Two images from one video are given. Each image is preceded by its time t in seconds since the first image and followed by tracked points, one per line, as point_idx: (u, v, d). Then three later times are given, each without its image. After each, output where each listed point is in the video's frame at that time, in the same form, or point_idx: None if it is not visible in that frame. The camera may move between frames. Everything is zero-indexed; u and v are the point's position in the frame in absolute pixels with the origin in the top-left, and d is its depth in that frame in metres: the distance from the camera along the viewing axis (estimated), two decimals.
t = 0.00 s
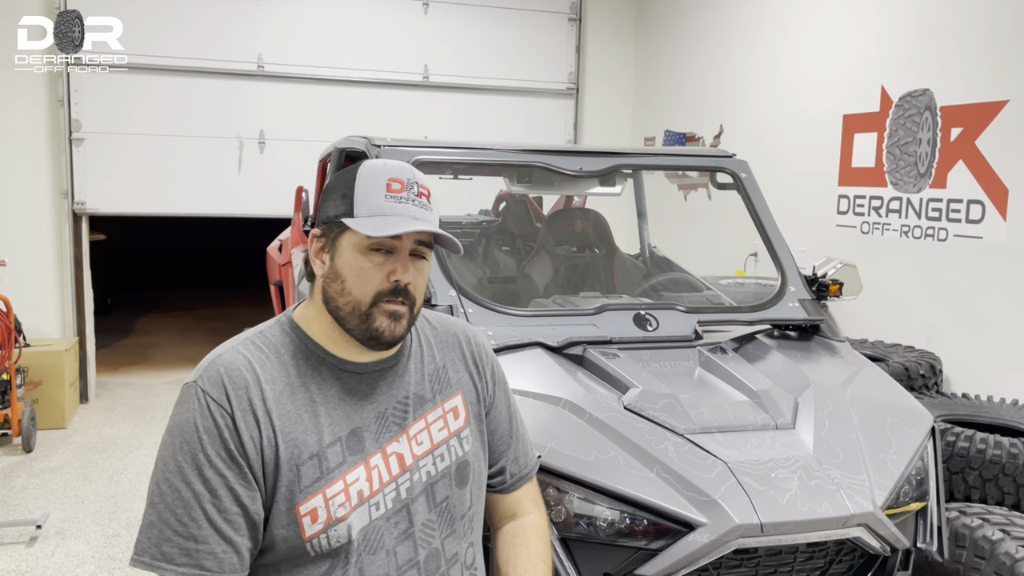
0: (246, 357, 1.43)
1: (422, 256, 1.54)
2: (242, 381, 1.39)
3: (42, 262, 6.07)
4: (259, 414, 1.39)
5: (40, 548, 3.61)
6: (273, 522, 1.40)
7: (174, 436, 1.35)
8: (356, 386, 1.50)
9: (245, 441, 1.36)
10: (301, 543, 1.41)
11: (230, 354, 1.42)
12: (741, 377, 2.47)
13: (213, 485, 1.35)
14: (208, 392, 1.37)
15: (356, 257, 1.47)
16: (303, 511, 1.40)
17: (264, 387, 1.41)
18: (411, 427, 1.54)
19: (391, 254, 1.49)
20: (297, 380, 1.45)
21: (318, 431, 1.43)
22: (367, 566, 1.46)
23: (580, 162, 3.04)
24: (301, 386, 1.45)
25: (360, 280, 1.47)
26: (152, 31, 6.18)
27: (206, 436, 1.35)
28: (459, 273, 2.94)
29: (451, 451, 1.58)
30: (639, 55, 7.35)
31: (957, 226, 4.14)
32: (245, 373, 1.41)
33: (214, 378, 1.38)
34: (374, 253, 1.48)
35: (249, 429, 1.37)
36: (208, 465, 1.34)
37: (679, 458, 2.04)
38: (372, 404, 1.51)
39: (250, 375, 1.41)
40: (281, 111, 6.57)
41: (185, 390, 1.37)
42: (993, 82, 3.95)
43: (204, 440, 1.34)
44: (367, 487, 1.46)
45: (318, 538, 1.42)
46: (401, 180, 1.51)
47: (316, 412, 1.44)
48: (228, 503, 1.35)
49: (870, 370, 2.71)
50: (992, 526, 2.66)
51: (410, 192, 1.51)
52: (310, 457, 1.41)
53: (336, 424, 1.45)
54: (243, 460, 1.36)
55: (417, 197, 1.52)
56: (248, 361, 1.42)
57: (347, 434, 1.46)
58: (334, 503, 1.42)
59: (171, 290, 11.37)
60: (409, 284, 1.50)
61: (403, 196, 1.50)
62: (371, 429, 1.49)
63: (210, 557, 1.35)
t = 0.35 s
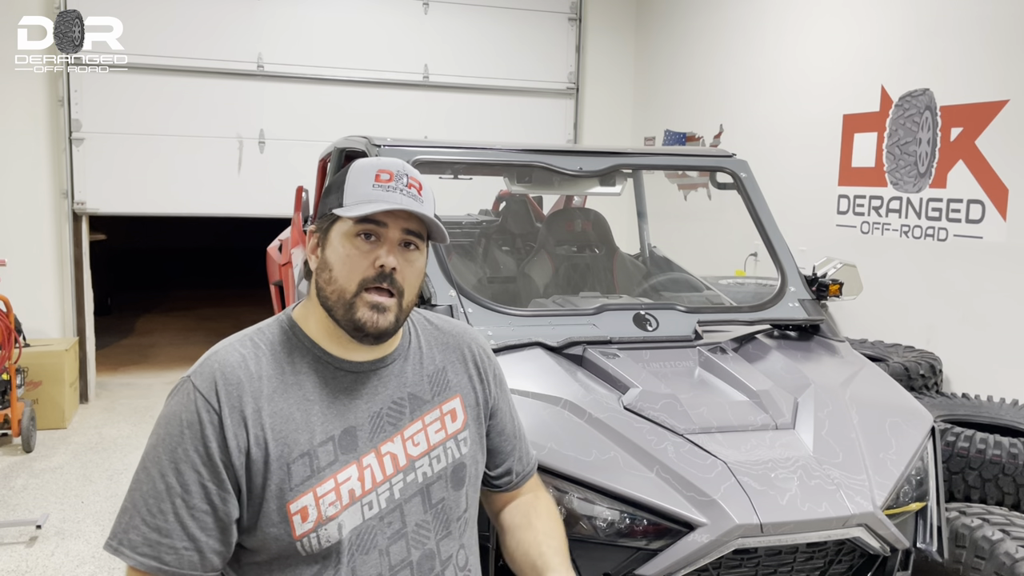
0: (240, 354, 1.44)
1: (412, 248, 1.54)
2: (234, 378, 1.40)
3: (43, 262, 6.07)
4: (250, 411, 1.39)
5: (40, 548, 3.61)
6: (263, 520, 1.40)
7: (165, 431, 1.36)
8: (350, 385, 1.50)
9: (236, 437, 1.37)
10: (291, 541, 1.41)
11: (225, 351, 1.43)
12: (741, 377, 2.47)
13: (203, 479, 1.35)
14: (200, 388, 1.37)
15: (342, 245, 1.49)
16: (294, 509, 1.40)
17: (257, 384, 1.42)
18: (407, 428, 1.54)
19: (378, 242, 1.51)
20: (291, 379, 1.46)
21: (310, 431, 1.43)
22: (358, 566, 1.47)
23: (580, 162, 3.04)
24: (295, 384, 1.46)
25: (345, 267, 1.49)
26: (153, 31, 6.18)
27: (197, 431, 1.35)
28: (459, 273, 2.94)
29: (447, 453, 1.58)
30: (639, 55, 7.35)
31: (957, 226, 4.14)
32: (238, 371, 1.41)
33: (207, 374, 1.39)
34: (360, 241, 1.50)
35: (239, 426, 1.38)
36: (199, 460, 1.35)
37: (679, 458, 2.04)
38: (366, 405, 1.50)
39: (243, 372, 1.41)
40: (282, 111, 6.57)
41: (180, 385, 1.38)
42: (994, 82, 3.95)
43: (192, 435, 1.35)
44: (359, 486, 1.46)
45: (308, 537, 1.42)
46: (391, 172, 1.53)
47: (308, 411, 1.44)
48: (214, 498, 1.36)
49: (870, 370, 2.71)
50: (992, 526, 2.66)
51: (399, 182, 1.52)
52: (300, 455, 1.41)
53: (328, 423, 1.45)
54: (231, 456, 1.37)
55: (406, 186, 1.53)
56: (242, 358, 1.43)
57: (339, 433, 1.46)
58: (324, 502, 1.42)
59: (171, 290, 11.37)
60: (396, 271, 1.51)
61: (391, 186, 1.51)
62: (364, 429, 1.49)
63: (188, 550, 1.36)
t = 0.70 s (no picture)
0: (239, 351, 1.44)
1: (417, 250, 1.55)
2: (233, 376, 1.40)
3: (43, 262, 6.07)
4: (249, 408, 1.40)
5: (40, 548, 3.61)
6: (263, 516, 1.41)
7: (165, 429, 1.36)
8: (348, 382, 1.50)
9: (236, 434, 1.38)
10: (290, 537, 1.42)
11: (224, 349, 1.43)
12: (741, 377, 2.47)
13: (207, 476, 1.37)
14: (199, 385, 1.38)
15: (349, 246, 1.49)
16: (293, 505, 1.41)
17: (256, 380, 1.42)
18: (405, 425, 1.54)
19: (385, 244, 1.51)
20: (289, 376, 1.46)
21: (308, 427, 1.44)
22: (357, 562, 1.47)
23: (580, 162, 3.04)
24: (294, 381, 1.46)
25: (352, 267, 1.48)
26: (153, 32, 6.18)
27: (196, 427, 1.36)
28: (459, 273, 2.94)
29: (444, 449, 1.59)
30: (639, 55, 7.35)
31: (957, 226, 4.14)
32: (237, 368, 1.41)
33: (206, 372, 1.39)
34: (367, 242, 1.49)
35: (239, 423, 1.38)
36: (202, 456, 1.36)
37: (679, 458, 2.04)
38: (365, 401, 1.51)
39: (242, 370, 1.42)
40: (282, 111, 6.57)
41: (179, 384, 1.39)
42: (994, 82, 3.95)
43: (191, 432, 1.36)
44: (357, 482, 1.47)
45: (307, 533, 1.43)
46: (400, 175, 1.54)
47: (307, 407, 1.45)
48: (214, 495, 1.37)
49: (870, 370, 2.71)
50: (992, 526, 2.66)
51: (408, 186, 1.53)
52: (299, 452, 1.42)
53: (327, 419, 1.46)
54: (230, 453, 1.37)
55: (415, 190, 1.54)
56: (241, 356, 1.43)
57: (338, 430, 1.46)
58: (323, 498, 1.43)
59: (171, 290, 11.37)
60: (402, 273, 1.51)
61: (401, 189, 1.52)
62: (363, 425, 1.49)
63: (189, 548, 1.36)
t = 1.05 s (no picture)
0: (236, 353, 1.45)
1: (415, 250, 1.56)
2: (233, 376, 1.42)
3: (43, 262, 6.08)
4: (249, 408, 1.41)
5: (40, 548, 3.61)
6: (263, 518, 1.43)
7: (166, 431, 1.37)
8: (346, 383, 1.51)
9: (235, 434, 1.39)
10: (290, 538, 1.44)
11: (222, 351, 1.44)
12: (741, 377, 2.47)
13: (205, 477, 1.36)
14: (198, 385, 1.39)
15: (351, 250, 1.49)
16: (293, 506, 1.43)
17: (254, 382, 1.43)
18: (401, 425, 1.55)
19: (386, 248, 1.51)
20: (287, 377, 1.47)
21: (307, 427, 1.45)
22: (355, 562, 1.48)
23: (580, 162, 3.04)
24: (291, 382, 1.47)
25: (355, 272, 1.49)
26: (153, 32, 6.18)
27: (196, 429, 1.36)
28: (459, 273, 2.94)
29: (441, 448, 1.59)
30: (639, 54, 7.35)
31: (957, 226, 4.14)
32: (236, 370, 1.43)
33: (204, 372, 1.40)
34: (369, 247, 1.50)
35: (238, 424, 1.40)
36: (200, 458, 1.36)
37: (679, 458, 2.04)
38: (363, 401, 1.52)
39: (241, 371, 1.43)
40: (282, 111, 6.57)
41: (178, 385, 1.40)
42: (994, 82, 3.95)
43: (195, 433, 1.36)
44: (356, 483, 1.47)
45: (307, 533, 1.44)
46: (396, 176, 1.54)
47: (306, 408, 1.46)
48: (222, 495, 1.37)
49: (870, 370, 2.71)
50: (992, 526, 2.66)
51: (405, 187, 1.54)
52: (299, 452, 1.44)
53: (325, 420, 1.47)
54: (233, 454, 1.38)
55: (411, 191, 1.55)
56: (239, 357, 1.45)
57: (336, 430, 1.48)
58: (323, 498, 1.45)
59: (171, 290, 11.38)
60: (403, 277, 1.53)
61: (399, 192, 1.53)
62: (361, 426, 1.50)
63: (207, 549, 1.35)
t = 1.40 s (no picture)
0: (239, 349, 1.47)
1: (402, 247, 1.56)
2: (234, 373, 1.43)
3: (43, 262, 6.08)
4: (249, 405, 1.42)
5: (40, 548, 3.61)
6: (262, 516, 1.43)
7: (168, 424, 1.38)
8: (345, 382, 1.52)
9: (235, 430, 1.40)
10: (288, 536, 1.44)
11: (224, 347, 1.46)
12: (741, 377, 2.47)
13: (205, 471, 1.37)
14: (201, 380, 1.40)
15: (334, 252, 1.50)
16: (290, 503, 1.44)
17: (256, 378, 1.45)
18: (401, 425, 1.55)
19: (370, 247, 1.51)
20: (287, 374, 1.48)
21: (307, 426, 1.46)
22: (351, 563, 1.49)
23: (580, 162, 3.04)
24: (291, 380, 1.48)
25: (339, 273, 1.50)
26: (153, 32, 6.18)
27: (198, 423, 1.37)
28: (459, 272, 2.94)
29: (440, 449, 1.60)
30: (639, 54, 7.35)
31: (958, 226, 4.14)
32: (238, 365, 1.44)
33: (206, 367, 1.41)
34: (352, 247, 1.50)
35: (239, 420, 1.40)
36: (201, 452, 1.37)
37: (679, 458, 2.04)
38: (362, 401, 1.52)
39: (242, 367, 1.44)
40: (282, 111, 6.57)
41: (181, 379, 1.41)
42: (994, 82, 3.95)
43: (198, 427, 1.37)
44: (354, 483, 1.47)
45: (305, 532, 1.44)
46: (374, 173, 1.54)
47: (305, 407, 1.47)
48: (222, 491, 1.37)
49: (870, 371, 2.71)
50: (992, 526, 2.66)
51: (383, 183, 1.53)
52: (298, 450, 1.44)
53: (324, 419, 1.48)
54: (234, 449, 1.39)
55: (391, 187, 1.54)
56: (241, 354, 1.46)
57: (335, 429, 1.48)
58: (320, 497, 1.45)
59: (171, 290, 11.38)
60: (390, 274, 1.52)
61: (377, 188, 1.52)
62: (360, 426, 1.51)
63: (207, 544, 1.34)
